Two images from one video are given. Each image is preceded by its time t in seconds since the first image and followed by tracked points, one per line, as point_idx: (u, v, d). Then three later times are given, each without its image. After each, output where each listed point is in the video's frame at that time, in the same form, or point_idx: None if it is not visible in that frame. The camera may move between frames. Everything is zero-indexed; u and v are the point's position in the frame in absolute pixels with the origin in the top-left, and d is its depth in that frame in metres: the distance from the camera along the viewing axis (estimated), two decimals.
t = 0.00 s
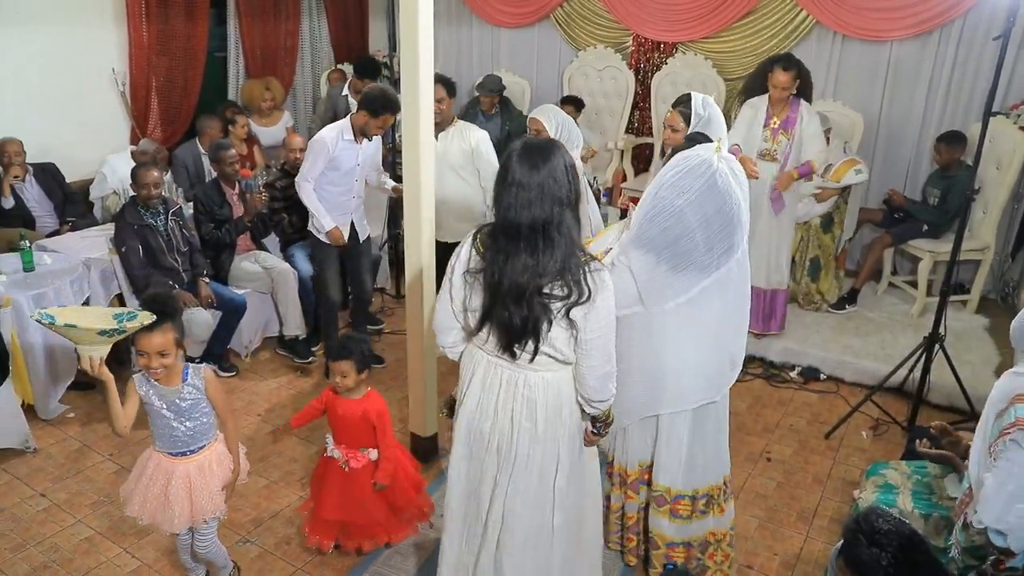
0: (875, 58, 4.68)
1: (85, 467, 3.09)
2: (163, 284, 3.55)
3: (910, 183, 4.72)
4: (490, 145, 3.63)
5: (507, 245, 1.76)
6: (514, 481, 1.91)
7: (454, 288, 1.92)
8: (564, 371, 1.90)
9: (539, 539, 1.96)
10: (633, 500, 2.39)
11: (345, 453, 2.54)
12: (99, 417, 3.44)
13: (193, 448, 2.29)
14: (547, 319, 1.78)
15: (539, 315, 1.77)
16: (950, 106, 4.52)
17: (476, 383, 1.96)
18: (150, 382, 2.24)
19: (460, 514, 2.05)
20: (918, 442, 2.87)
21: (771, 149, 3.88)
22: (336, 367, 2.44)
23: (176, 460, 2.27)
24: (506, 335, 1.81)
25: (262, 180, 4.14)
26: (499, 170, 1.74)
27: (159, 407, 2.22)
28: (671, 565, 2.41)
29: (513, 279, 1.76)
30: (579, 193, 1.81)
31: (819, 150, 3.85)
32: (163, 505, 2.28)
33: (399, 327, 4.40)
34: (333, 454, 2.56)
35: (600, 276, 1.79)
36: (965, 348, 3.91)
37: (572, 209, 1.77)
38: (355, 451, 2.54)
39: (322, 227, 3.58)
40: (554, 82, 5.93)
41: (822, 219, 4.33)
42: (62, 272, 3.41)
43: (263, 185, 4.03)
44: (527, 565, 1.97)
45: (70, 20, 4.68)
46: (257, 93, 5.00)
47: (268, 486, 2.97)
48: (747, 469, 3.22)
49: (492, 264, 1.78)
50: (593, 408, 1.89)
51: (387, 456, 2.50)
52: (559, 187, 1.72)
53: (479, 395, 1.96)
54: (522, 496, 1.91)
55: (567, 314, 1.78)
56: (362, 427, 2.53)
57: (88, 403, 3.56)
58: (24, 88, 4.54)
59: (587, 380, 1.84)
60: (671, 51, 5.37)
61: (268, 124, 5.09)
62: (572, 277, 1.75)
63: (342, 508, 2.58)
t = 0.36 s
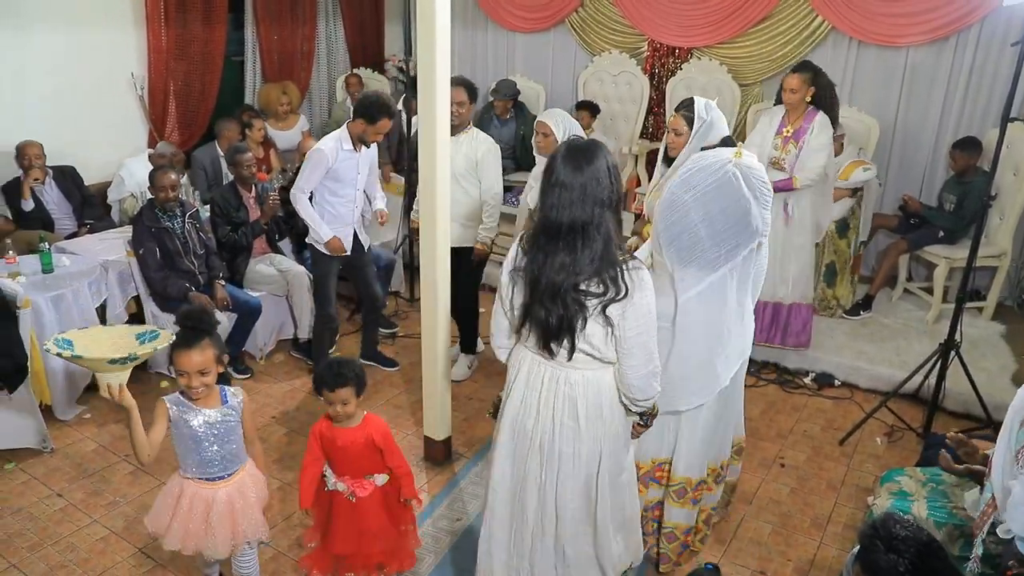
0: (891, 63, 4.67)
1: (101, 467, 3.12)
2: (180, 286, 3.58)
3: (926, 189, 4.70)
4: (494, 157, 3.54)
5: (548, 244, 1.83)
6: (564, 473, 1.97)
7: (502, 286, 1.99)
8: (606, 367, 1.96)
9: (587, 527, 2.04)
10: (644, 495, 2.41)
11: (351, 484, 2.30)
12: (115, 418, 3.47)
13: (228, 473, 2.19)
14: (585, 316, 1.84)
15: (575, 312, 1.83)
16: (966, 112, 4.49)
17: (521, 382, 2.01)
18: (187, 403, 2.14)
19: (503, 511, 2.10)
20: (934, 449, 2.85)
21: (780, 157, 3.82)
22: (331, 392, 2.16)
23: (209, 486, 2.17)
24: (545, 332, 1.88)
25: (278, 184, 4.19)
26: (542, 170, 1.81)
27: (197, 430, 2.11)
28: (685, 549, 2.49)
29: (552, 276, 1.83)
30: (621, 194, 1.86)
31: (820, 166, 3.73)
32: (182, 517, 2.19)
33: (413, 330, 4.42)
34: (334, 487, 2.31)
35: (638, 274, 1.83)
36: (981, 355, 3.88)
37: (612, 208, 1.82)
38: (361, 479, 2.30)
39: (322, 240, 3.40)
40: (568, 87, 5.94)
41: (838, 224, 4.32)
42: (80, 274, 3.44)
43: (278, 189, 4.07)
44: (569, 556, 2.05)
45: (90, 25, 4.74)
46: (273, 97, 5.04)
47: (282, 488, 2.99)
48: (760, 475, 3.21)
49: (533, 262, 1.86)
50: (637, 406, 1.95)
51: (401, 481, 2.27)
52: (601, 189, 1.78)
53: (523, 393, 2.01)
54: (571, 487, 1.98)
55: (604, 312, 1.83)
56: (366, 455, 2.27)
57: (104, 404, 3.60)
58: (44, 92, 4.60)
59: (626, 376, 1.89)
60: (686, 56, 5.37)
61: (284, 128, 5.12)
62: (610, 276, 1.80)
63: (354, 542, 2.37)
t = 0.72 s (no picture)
0: (877, 66, 4.71)
1: (89, 472, 3.10)
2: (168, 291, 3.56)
3: (911, 192, 4.74)
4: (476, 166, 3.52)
5: (583, 244, 1.86)
6: (596, 473, 2.00)
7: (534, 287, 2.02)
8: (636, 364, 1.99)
9: (619, 528, 2.06)
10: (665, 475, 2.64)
11: (346, 520, 2.11)
12: (103, 423, 3.46)
13: (236, 492, 2.15)
14: (616, 315, 1.88)
15: (609, 312, 1.87)
16: (951, 115, 4.53)
17: (550, 382, 2.04)
18: (197, 417, 2.09)
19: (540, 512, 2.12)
20: (920, 450, 2.87)
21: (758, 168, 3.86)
22: (326, 425, 2.00)
23: (215, 504, 2.13)
24: (577, 332, 1.91)
25: (266, 188, 4.18)
26: (578, 173, 1.84)
27: (208, 446, 2.07)
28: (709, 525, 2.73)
29: (587, 277, 1.86)
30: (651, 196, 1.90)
31: (797, 181, 3.72)
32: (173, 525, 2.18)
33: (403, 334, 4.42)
34: (320, 530, 2.10)
35: (671, 271, 1.86)
36: (966, 356, 3.92)
37: (645, 208, 1.85)
38: (346, 518, 2.11)
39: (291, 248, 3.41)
40: (557, 90, 5.96)
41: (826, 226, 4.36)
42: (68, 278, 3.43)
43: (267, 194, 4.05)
44: (605, 551, 2.08)
45: (76, 28, 4.72)
46: (262, 100, 5.03)
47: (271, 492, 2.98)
48: (748, 477, 3.23)
49: (567, 264, 1.89)
50: (667, 403, 1.99)
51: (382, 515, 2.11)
52: (636, 192, 1.82)
53: (554, 393, 2.03)
54: (603, 487, 2.01)
55: (638, 311, 1.87)
56: (355, 486, 2.10)
57: (92, 409, 3.58)
58: (30, 95, 4.58)
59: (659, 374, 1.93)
60: (673, 60, 5.40)
61: (272, 132, 5.11)
62: (643, 275, 1.84)
63: None
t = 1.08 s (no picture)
0: (904, 70, 4.67)
1: (115, 470, 3.14)
2: (193, 292, 3.61)
3: (938, 198, 4.69)
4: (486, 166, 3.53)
5: (648, 246, 1.89)
6: (636, 467, 2.05)
7: (584, 288, 2.03)
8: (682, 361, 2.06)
9: (655, 521, 2.11)
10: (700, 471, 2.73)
11: (405, 539, 2.10)
12: (129, 422, 3.50)
13: (267, 511, 2.09)
14: (683, 313, 1.95)
15: (673, 311, 1.93)
16: (980, 120, 4.48)
17: (594, 379, 2.07)
18: (228, 435, 2.02)
19: (582, 505, 2.17)
20: (947, 459, 2.84)
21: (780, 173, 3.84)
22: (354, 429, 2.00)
23: (244, 522, 2.07)
24: (643, 330, 1.95)
25: (290, 190, 4.22)
26: (640, 176, 1.86)
27: (240, 464, 2.00)
28: (743, 521, 2.77)
29: (654, 277, 1.90)
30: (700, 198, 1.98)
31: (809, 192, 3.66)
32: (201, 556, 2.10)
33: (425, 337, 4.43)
34: (376, 556, 2.05)
35: (722, 271, 1.97)
36: (995, 365, 3.86)
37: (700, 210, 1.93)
38: (396, 538, 2.08)
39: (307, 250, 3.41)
40: (580, 94, 5.96)
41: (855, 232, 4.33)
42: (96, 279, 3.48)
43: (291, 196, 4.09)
44: (647, 545, 2.12)
45: (106, 32, 4.79)
46: (287, 104, 5.08)
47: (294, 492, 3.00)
48: (771, 483, 3.20)
49: (629, 265, 1.92)
50: (707, 393, 2.08)
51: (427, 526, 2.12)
52: (695, 195, 1.88)
53: (598, 389, 2.06)
54: (641, 480, 2.06)
55: (699, 309, 1.96)
56: (403, 506, 2.07)
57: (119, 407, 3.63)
58: (61, 98, 4.65)
59: (707, 368, 2.03)
60: (697, 64, 5.38)
61: (297, 135, 5.16)
62: (706, 274, 1.92)
63: None
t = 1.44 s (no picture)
0: (929, 71, 4.61)
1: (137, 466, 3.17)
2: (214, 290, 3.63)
3: (962, 201, 4.63)
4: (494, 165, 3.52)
5: (683, 241, 1.90)
6: (674, 455, 2.09)
7: (617, 286, 2.03)
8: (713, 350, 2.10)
9: (693, 506, 2.15)
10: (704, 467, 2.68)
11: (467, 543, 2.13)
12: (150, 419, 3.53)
13: (301, 524, 2.02)
14: (718, 305, 1.97)
15: (710, 303, 1.95)
16: (1006, 122, 4.41)
17: (631, 373, 2.08)
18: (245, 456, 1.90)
19: (617, 495, 2.19)
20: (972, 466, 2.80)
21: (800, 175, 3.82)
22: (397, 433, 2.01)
23: (283, 538, 1.99)
24: (682, 324, 1.96)
25: (311, 190, 4.24)
26: (672, 173, 1.87)
27: (265, 484, 1.90)
28: (745, 523, 2.74)
29: (691, 272, 1.91)
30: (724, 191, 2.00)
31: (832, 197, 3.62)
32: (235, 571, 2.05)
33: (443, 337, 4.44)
34: (446, 565, 2.08)
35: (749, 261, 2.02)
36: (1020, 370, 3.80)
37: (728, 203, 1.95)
38: (461, 544, 2.12)
39: (324, 248, 3.39)
40: (600, 95, 5.95)
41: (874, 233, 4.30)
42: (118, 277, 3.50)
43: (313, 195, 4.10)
44: (685, 529, 2.16)
45: (131, 33, 4.84)
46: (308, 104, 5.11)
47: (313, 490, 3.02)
48: (790, 487, 3.17)
49: (664, 261, 1.92)
50: (738, 377, 2.14)
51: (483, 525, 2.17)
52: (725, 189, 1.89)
53: (636, 382, 2.07)
54: (680, 467, 2.10)
55: (733, 300, 1.98)
56: (460, 512, 2.10)
57: (141, 404, 3.66)
58: (86, 98, 4.70)
59: (737, 354, 2.08)
60: (718, 65, 5.35)
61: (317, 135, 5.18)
62: (739, 266, 1.95)
63: None
